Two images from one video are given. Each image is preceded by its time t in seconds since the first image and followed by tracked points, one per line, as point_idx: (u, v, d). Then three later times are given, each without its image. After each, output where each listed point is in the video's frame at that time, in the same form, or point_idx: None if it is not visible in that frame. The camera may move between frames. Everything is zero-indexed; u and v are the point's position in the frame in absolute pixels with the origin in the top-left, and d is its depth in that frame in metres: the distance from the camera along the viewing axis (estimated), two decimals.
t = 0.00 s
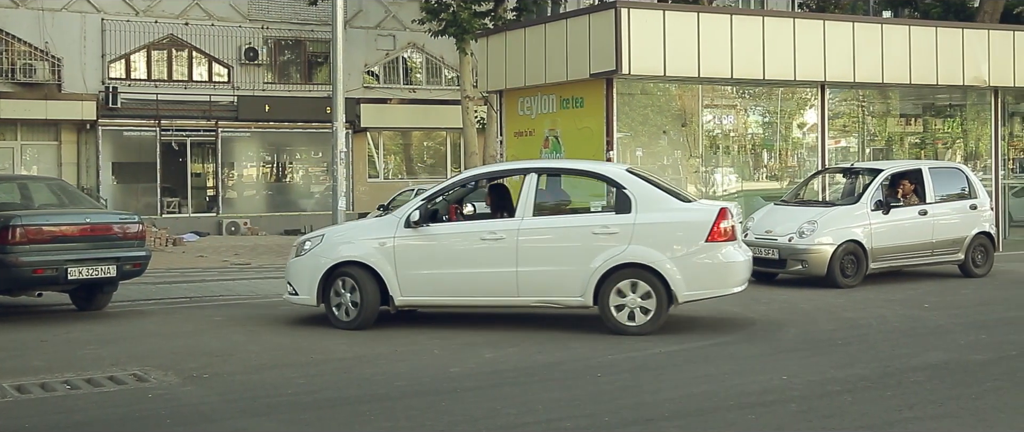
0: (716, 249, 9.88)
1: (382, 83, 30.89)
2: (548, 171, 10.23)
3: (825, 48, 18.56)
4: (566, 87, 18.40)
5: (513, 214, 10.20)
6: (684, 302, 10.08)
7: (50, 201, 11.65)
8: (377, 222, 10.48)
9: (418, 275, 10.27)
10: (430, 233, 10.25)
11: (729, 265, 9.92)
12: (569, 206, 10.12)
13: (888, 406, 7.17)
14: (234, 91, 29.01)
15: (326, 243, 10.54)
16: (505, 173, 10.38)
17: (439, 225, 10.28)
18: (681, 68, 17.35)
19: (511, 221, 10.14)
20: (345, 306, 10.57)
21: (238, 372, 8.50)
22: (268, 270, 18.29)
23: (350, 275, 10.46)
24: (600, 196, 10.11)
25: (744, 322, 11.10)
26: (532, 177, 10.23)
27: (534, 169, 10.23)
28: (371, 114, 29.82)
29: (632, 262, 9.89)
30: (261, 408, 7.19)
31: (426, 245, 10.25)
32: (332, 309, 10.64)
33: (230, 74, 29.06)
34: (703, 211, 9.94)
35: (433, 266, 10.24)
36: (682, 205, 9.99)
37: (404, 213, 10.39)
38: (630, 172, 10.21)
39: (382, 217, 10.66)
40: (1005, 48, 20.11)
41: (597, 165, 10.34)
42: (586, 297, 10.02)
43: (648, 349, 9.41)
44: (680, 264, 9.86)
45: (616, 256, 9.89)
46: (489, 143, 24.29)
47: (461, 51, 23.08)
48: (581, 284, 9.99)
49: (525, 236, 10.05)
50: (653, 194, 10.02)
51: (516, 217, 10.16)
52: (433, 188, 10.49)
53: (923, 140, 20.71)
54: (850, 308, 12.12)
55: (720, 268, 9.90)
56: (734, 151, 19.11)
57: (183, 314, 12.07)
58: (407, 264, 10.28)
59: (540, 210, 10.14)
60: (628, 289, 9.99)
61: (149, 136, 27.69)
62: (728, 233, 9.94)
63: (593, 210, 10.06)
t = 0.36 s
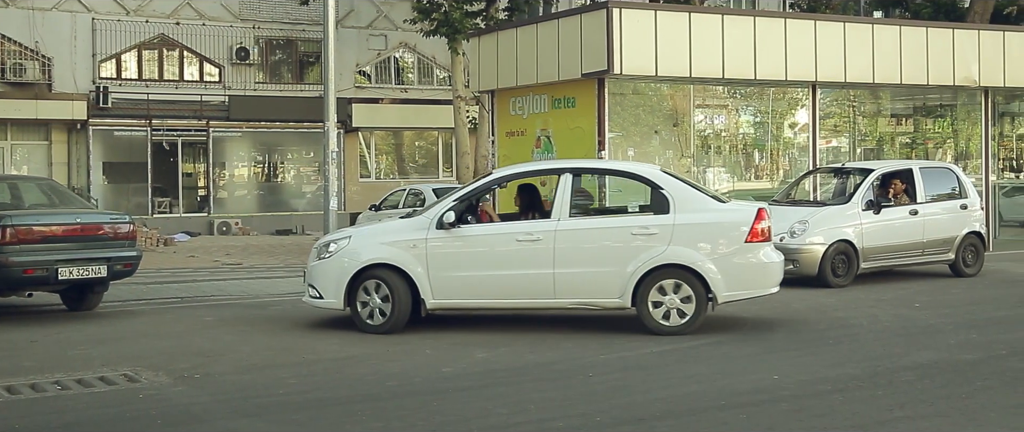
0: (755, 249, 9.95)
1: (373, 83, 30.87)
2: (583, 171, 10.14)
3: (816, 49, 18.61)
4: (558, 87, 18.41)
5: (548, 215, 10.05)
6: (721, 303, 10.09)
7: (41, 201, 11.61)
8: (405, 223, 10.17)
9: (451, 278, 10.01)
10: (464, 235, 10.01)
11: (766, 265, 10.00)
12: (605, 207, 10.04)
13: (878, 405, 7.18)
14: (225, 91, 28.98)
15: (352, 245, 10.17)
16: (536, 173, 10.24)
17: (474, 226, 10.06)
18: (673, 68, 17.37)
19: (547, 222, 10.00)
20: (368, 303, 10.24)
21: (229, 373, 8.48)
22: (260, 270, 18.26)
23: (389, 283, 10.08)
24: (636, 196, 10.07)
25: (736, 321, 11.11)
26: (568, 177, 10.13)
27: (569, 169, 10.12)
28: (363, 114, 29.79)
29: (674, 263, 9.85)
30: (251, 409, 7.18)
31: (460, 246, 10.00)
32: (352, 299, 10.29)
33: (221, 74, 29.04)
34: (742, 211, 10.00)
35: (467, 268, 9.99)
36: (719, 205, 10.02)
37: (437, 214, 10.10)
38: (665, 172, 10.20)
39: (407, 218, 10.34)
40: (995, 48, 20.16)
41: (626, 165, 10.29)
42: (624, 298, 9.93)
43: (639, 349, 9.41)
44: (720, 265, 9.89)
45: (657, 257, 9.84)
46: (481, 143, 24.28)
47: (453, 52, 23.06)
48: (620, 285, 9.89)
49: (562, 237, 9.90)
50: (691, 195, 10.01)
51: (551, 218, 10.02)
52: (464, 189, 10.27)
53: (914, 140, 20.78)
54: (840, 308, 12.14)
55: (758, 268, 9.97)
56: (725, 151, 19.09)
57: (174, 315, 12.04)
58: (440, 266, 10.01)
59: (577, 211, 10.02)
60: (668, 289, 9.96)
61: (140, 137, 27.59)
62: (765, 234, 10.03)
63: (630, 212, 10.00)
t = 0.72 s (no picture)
0: (775, 249, 10.04)
1: (364, 82, 30.84)
2: (602, 170, 10.10)
3: (806, 50, 18.64)
4: (549, 86, 18.42)
5: (568, 215, 9.99)
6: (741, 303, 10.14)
7: (30, 200, 11.57)
8: (424, 223, 9.96)
9: (472, 278, 9.85)
10: (486, 235, 9.86)
11: (786, 265, 10.08)
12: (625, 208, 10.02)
13: (869, 404, 7.20)
14: (216, 91, 28.92)
15: (368, 245, 9.92)
16: (554, 172, 10.15)
17: (495, 226, 9.91)
18: (664, 68, 17.39)
19: (568, 222, 9.93)
20: (385, 296, 9.97)
21: (220, 373, 8.46)
22: (250, 270, 18.23)
23: (417, 302, 9.87)
24: (657, 197, 10.07)
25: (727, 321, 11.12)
26: (587, 176, 10.06)
27: (589, 168, 10.06)
28: (354, 114, 29.76)
29: (698, 262, 9.89)
30: (241, 409, 7.16)
31: (482, 246, 9.84)
32: (370, 282, 9.96)
33: (212, 74, 28.98)
34: (762, 210, 10.08)
35: (489, 269, 9.85)
36: (739, 205, 10.08)
37: (456, 214, 9.92)
38: (684, 172, 10.21)
39: (423, 218, 10.12)
40: (985, 48, 20.23)
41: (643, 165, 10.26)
42: (646, 298, 9.93)
43: (631, 349, 9.42)
44: (741, 264, 9.95)
45: (680, 256, 9.86)
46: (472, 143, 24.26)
47: (444, 51, 23.04)
48: (643, 285, 9.89)
49: (585, 237, 9.85)
50: (711, 195, 10.05)
51: (572, 218, 9.96)
52: (483, 189, 10.11)
53: (903, 140, 20.85)
54: (830, 307, 12.16)
55: (780, 267, 10.06)
56: (716, 151, 19.11)
57: (164, 315, 12.01)
58: (461, 267, 9.84)
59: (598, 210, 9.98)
60: (692, 288, 10.00)
61: (130, 136, 27.55)
62: (786, 234, 10.12)
63: (651, 212, 10.02)
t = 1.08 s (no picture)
0: (777, 249, 10.06)
1: (358, 83, 30.82)
2: (603, 170, 10.11)
3: (800, 50, 18.68)
4: (543, 87, 18.43)
5: (570, 215, 9.99)
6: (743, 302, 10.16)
7: (22, 201, 11.53)
8: (427, 224, 9.95)
9: (475, 279, 9.84)
10: (488, 235, 9.85)
11: (788, 265, 10.11)
12: (627, 209, 10.03)
13: (863, 404, 7.22)
14: (209, 90, 28.88)
15: (370, 245, 9.90)
16: (556, 172, 10.16)
17: (498, 227, 9.90)
18: (658, 69, 17.40)
19: (571, 222, 9.94)
20: (391, 295, 9.93)
21: (213, 374, 8.45)
22: (244, 270, 18.22)
23: (421, 311, 9.88)
24: (658, 197, 10.08)
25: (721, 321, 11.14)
26: (590, 176, 10.07)
27: (591, 168, 10.07)
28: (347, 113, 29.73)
29: (701, 262, 9.91)
30: (235, 409, 7.15)
31: (485, 247, 9.84)
32: (380, 277, 9.89)
33: (205, 74, 28.94)
34: (764, 211, 10.11)
35: (492, 269, 9.84)
36: (741, 205, 10.11)
37: (459, 214, 9.91)
38: (686, 172, 10.23)
39: (425, 218, 10.11)
40: (977, 48, 20.28)
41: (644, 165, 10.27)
42: (649, 298, 9.94)
43: (625, 349, 9.43)
44: (743, 264, 9.97)
45: (684, 256, 9.88)
46: (466, 143, 24.26)
47: (437, 52, 23.04)
48: (646, 284, 9.90)
49: (588, 237, 9.86)
50: (714, 195, 10.07)
51: (574, 218, 9.96)
52: (485, 189, 10.10)
53: (897, 140, 20.89)
54: (823, 307, 12.19)
55: (782, 267, 10.09)
56: (710, 151, 19.13)
57: (157, 315, 12.00)
58: (465, 267, 9.83)
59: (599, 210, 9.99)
60: (696, 288, 10.01)
61: (123, 136, 27.49)
62: (788, 234, 10.15)
63: (653, 211, 10.03)
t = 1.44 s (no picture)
0: (770, 248, 10.08)
1: (352, 82, 30.78)
2: (598, 170, 10.12)
3: (794, 50, 18.70)
4: (537, 87, 18.43)
5: (564, 214, 10.00)
6: (737, 302, 10.17)
7: (15, 200, 11.50)
8: (421, 223, 9.94)
9: (469, 278, 9.84)
10: (483, 235, 9.85)
11: (781, 264, 10.13)
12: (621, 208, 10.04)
13: (857, 403, 7.22)
14: (203, 90, 28.83)
15: (364, 245, 9.88)
16: (550, 172, 10.17)
17: (492, 227, 9.90)
18: (652, 69, 17.42)
19: (565, 222, 9.94)
20: (386, 294, 9.91)
21: (207, 373, 8.45)
22: (238, 270, 18.20)
23: (417, 312, 9.89)
24: (652, 197, 10.09)
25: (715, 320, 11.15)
26: (584, 175, 10.07)
27: (585, 168, 10.09)
28: (341, 113, 29.72)
29: (695, 261, 9.92)
30: (228, 410, 7.14)
31: (479, 246, 9.84)
32: (376, 276, 9.87)
33: (199, 73, 28.89)
34: (757, 210, 10.12)
35: (486, 268, 9.84)
36: (734, 204, 10.11)
37: (453, 214, 9.91)
38: (680, 171, 10.24)
39: (419, 218, 10.10)
40: (971, 48, 20.32)
41: (640, 165, 10.28)
42: (643, 297, 9.94)
43: (619, 348, 9.44)
44: (736, 263, 9.98)
45: (678, 255, 9.89)
46: (461, 143, 24.24)
47: (432, 52, 23.02)
48: (640, 283, 9.91)
49: (582, 237, 9.86)
50: (708, 195, 10.08)
51: (567, 218, 9.96)
52: (479, 189, 10.09)
53: (890, 140, 20.94)
54: (817, 307, 12.21)
55: (776, 266, 10.11)
56: (704, 151, 19.14)
57: (151, 315, 11.98)
58: (459, 267, 9.83)
59: (593, 210, 9.99)
60: (691, 288, 10.02)
61: (117, 136, 27.46)
62: (781, 233, 10.16)
63: (647, 211, 10.04)
